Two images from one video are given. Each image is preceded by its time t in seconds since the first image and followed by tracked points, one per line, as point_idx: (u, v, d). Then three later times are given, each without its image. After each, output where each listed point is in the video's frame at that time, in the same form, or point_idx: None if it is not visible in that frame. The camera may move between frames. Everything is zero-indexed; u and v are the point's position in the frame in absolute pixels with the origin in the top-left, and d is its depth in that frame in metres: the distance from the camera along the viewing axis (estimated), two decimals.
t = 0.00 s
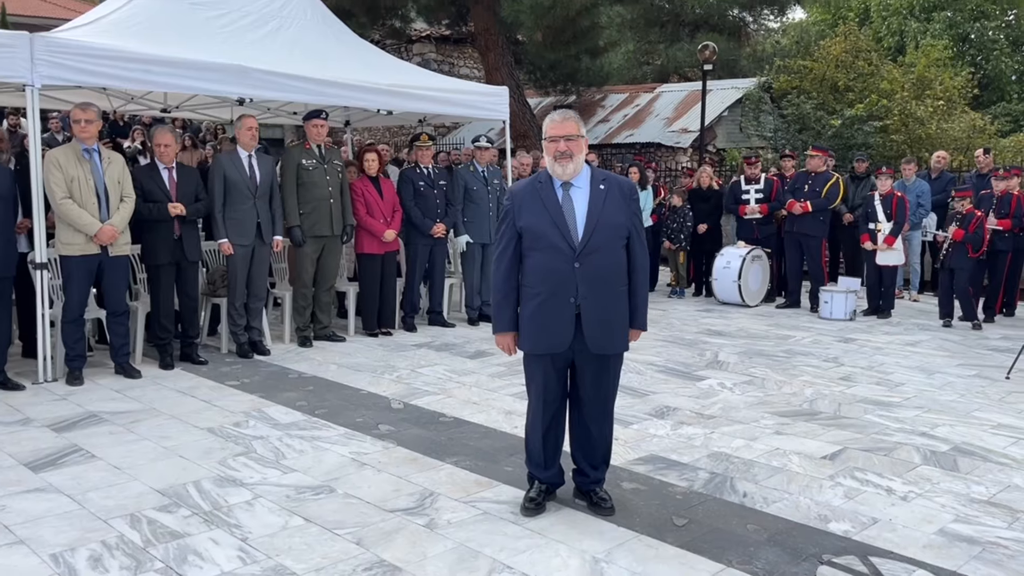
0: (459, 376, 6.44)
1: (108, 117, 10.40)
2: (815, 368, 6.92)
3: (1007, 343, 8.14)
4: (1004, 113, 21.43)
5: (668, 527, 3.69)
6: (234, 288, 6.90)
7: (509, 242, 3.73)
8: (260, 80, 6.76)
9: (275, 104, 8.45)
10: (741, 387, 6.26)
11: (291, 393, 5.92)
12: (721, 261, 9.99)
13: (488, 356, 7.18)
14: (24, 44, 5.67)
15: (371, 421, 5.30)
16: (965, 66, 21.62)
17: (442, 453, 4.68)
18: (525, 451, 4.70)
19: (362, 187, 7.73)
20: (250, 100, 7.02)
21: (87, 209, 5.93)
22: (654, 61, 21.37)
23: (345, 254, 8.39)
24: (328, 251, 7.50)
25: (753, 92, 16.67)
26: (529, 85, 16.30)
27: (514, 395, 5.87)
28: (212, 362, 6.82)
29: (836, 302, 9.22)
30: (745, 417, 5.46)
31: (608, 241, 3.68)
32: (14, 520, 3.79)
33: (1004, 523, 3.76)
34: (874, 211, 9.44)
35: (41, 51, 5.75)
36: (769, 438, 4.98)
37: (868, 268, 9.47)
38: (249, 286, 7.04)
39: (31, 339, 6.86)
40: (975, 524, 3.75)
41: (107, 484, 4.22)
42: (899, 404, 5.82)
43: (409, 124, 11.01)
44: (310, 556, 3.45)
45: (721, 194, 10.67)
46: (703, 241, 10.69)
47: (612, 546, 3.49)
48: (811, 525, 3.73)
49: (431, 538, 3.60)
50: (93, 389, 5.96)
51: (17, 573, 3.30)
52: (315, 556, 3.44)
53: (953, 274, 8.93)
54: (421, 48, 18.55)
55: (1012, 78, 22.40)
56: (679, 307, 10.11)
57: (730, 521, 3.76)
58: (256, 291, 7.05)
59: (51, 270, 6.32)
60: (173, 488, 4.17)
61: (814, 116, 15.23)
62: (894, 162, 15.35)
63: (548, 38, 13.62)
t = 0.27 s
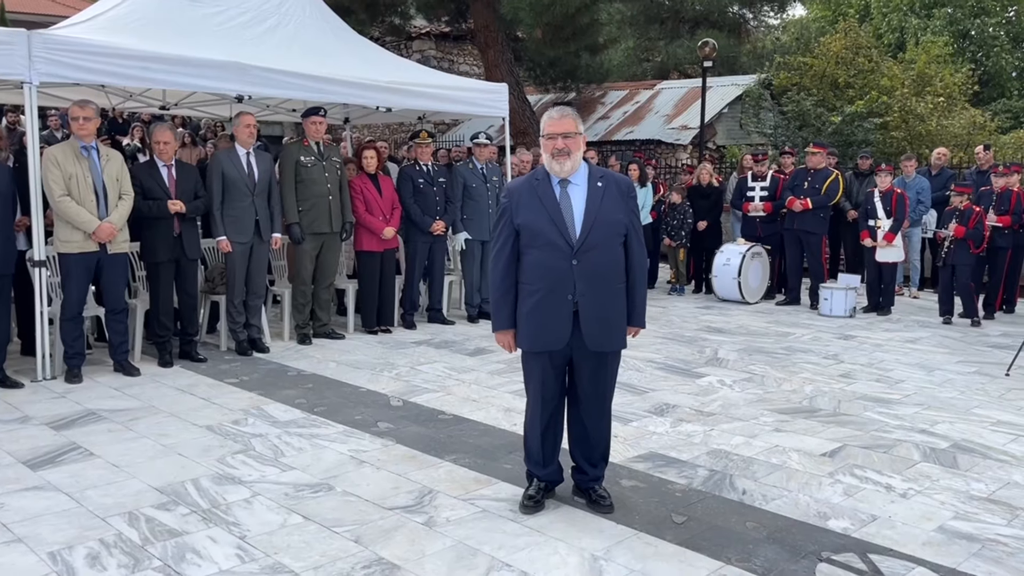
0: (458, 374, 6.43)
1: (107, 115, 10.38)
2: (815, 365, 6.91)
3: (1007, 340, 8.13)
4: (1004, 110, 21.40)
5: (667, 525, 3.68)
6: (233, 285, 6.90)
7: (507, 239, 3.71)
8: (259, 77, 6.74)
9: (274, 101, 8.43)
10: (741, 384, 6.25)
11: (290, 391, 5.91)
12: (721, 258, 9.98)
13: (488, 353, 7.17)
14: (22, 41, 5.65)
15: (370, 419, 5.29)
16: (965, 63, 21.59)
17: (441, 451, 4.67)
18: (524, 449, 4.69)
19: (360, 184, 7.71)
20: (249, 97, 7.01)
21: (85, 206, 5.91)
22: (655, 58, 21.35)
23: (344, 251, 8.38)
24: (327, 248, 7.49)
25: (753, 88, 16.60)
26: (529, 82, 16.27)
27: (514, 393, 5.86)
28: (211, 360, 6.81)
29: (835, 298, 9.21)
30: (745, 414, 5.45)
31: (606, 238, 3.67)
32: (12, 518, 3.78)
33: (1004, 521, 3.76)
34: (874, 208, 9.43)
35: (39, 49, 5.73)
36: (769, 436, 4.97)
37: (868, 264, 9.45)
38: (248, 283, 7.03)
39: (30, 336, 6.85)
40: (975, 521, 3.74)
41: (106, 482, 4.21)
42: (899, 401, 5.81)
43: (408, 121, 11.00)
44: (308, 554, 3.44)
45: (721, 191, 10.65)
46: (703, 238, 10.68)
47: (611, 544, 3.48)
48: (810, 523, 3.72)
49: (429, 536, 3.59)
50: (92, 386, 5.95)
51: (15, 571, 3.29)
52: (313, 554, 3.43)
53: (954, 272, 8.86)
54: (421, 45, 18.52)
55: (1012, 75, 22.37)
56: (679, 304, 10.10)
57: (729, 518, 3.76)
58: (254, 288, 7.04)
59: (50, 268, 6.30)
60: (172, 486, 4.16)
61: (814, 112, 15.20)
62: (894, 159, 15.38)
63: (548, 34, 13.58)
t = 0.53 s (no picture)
0: (458, 371, 6.44)
1: (106, 112, 10.38)
2: (814, 362, 6.91)
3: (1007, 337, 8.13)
4: (1004, 107, 21.40)
5: (666, 522, 3.69)
6: (233, 283, 6.90)
7: (505, 237, 3.72)
8: (258, 74, 6.74)
9: (273, 98, 8.42)
10: (740, 381, 6.27)
11: (290, 388, 5.92)
12: (720, 255, 9.98)
13: (487, 351, 7.17)
14: (21, 38, 5.65)
15: (370, 416, 5.30)
16: (965, 60, 21.57)
17: (441, 448, 4.68)
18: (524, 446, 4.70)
19: (360, 182, 7.71)
20: (249, 94, 7.01)
21: (84, 204, 5.91)
22: (655, 54, 21.32)
23: (343, 249, 8.39)
24: (326, 246, 7.49)
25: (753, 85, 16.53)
26: (528, 80, 16.26)
27: (513, 390, 5.87)
28: (211, 357, 6.82)
29: (835, 295, 9.22)
30: (744, 411, 5.46)
31: (604, 236, 3.67)
32: (13, 515, 3.79)
33: (1003, 518, 3.76)
34: (874, 205, 9.43)
35: (39, 46, 5.73)
36: (768, 433, 4.98)
37: (868, 261, 9.46)
38: (247, 281, 7.03)
39: (30, 334, 6.85)
40: (974, 518, 3.75)
41: (106, 479, 4.22)
42: (898, 398, 5.81)
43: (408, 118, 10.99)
44: (309, 551, 3.44)
45: (721, 188, 10.64)
46: (703, 235, 10.68)
47: (611, 540, 3.49)
48: (809, 520, 3.72)
49: (429, 533, 3.59)
50: (92, 384, 5.96)
51: (16, 568, 3.30)
52: (313, 551, 3.44)
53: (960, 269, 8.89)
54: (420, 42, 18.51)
55: (1012, 71, 22.36)
56: (679, 301, 10.11)
57: (729, 515, 3.76)
58: (254, 286, 7.05)
59: (50, 265, 6.31)
60: (172, 483, 4.17)
61: (814, 109, 15.18)
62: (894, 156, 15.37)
63: (547, 31, 13.53)
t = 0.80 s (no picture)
0: (458, 368, 6.44)
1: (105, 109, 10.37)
2: (813, 359, 6.92)
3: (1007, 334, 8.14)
4: (1004, 104, 21.40)
5: (666, 518, 3.70)
6: (232, 279, 6.90)
7: (505, 234, 3.72)
8: (258, 71, 6.74)
9: (273, 95, 8.43)
10: (740, 378, 6.27)
11: (290, 385, 5.92)
12: (720, 252, 9.99)
13: (487, 347, 7.18)
14: (21, 36, 5.65)
15: (370, 413, 5.30)
16: (965, 57, 21.57)
17: (440, 445, 4.69)
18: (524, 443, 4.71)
19: (359, 179, 7.71)
20: (248, 91, 7.01)
21: (84, 200, 5.91)
22: (655, 51, 21.26)
23: (343, 245, 8.39)
24: (326, 243, 7.49)
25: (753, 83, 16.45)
26: (528, 77, 16.25)
27: (513, 387, 5.87)
28: (211, 354, 6.82)
29: (835, 293, 9.23)
30: (743, 408, 5.47)
31: (604, 233, 3.68)
32: (13, 512, 3.79)
33: (1002, 514, 3.77)
34: (874, 202, 9.43)
35: (38, 43, 5.73)
36: (767, 429, 4.98)
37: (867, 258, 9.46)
38: (247, 277, 7.03)
39: (30, 331, 6.86)
40: (972, 514, 3.76)
41: (106, 475, 4.23)
42: (897, 395, 5.82)
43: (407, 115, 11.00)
44: (309, 547, 3.45)
45: (720, 185, 10.65)
46: (702, 232, 10.69)
47: (610, 536, 3.50)
48: (808, 516, 3.73)
49: (429, 529, 3.60)
50: (92, 380, 5.96)
51: (16, 564, 3.30)
52: (313, 547, 3.45)
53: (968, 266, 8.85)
54: (420, 39, 18.50)
55: (1012, 68, 22.37)
56: (679, 299, 10.11)
57: (728, 511, 3.77)
58: (254, 283, 7.05)
59: (49, 262, 6.31)
60: (172, 480, 4.18)
61: (814, 106, 15.24)
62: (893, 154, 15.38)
63: (547, 28, 13.51)
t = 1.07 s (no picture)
0: (456, 365, 6.44)
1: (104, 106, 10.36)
2: (812, 356, 6.93)
3: (1004, 331, 8.16)
4: (1002, 102, 21.42)
5: (664, 514, 3.71)
6: (231, 277, 6.89)
7: (504, 231, 3.72)
8: (258, 68, 6.74)
9: (272, 92, 8.43)
10: (738, 375, 6.28)
11: (289, 382, 5.92)
12: (719, 250, 9.99)
13: (486, 345, 7.18)
14: (20, 33, 5.65)
15: (369, 410, 5.30)
16: (964, 54, 21.59)
17: (440, 442, 4.69)
18: (523, 440, 4.71)
19: (357, 176, 7.72)
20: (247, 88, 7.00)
21: (83, 198, 5.91)
22: (653, 49, 21.23)
23: (342, 243, 8.40)
24: (325, 240, 7.49)
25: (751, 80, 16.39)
26: (527, 74, 16.24)
27: (512, 384, 5.88)
28: (209, 351, 6.82)
29: (833, 290, 9.23)
30: (742, 405, 5.47)
31: (603, 231, 3.68)
32: (12, 509, 3.80)
33: (1000, 510, 3.77)
34: (872, 199, 9.43)
35: (37, 40, 5.73)
36: (766, 427, 4.99)
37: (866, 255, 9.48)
38: (246, 275, 7.03)
39: (28, 328, 6.85)
40: (970, 511, 3.77)
41: (106, 472, 4.23)
42: (896, 392, 5.83)
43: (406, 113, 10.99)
44: (309, 543, 3.46)
45: (719, 182, 10.65)
46: (701, 230, 10.69)
47: (609, 533, 3.50)
48: (807, 513, 3.74)
49: (428, 526, 3.60)
50: (91, 378, 5.96)
51: (16, 561, 3.30)
52: (313, 544, 3.45)
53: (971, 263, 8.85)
54: (419, 36, 18.48)
55: (1011, 66, 22.39)
56: (677, 296, 10.11)
57: (726, 508, 3.78)
58: (252, 280, 7.04)
59: (48, 259, 6.30)
60: (172, 477, 4.18)
61: (813, 104, 15.28)
62: (892, 151, 15.38)
63: (546, 25, 13.67)
